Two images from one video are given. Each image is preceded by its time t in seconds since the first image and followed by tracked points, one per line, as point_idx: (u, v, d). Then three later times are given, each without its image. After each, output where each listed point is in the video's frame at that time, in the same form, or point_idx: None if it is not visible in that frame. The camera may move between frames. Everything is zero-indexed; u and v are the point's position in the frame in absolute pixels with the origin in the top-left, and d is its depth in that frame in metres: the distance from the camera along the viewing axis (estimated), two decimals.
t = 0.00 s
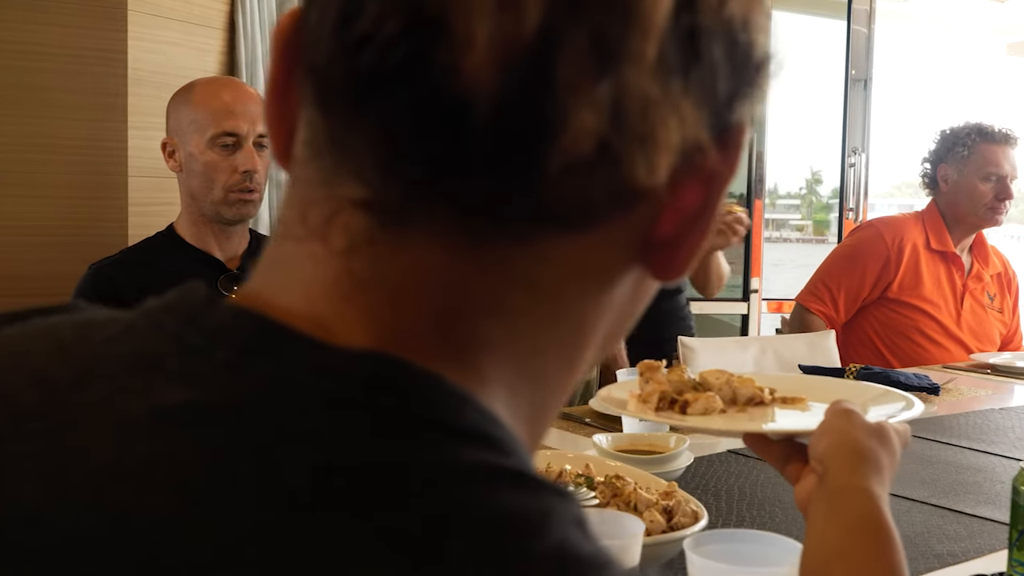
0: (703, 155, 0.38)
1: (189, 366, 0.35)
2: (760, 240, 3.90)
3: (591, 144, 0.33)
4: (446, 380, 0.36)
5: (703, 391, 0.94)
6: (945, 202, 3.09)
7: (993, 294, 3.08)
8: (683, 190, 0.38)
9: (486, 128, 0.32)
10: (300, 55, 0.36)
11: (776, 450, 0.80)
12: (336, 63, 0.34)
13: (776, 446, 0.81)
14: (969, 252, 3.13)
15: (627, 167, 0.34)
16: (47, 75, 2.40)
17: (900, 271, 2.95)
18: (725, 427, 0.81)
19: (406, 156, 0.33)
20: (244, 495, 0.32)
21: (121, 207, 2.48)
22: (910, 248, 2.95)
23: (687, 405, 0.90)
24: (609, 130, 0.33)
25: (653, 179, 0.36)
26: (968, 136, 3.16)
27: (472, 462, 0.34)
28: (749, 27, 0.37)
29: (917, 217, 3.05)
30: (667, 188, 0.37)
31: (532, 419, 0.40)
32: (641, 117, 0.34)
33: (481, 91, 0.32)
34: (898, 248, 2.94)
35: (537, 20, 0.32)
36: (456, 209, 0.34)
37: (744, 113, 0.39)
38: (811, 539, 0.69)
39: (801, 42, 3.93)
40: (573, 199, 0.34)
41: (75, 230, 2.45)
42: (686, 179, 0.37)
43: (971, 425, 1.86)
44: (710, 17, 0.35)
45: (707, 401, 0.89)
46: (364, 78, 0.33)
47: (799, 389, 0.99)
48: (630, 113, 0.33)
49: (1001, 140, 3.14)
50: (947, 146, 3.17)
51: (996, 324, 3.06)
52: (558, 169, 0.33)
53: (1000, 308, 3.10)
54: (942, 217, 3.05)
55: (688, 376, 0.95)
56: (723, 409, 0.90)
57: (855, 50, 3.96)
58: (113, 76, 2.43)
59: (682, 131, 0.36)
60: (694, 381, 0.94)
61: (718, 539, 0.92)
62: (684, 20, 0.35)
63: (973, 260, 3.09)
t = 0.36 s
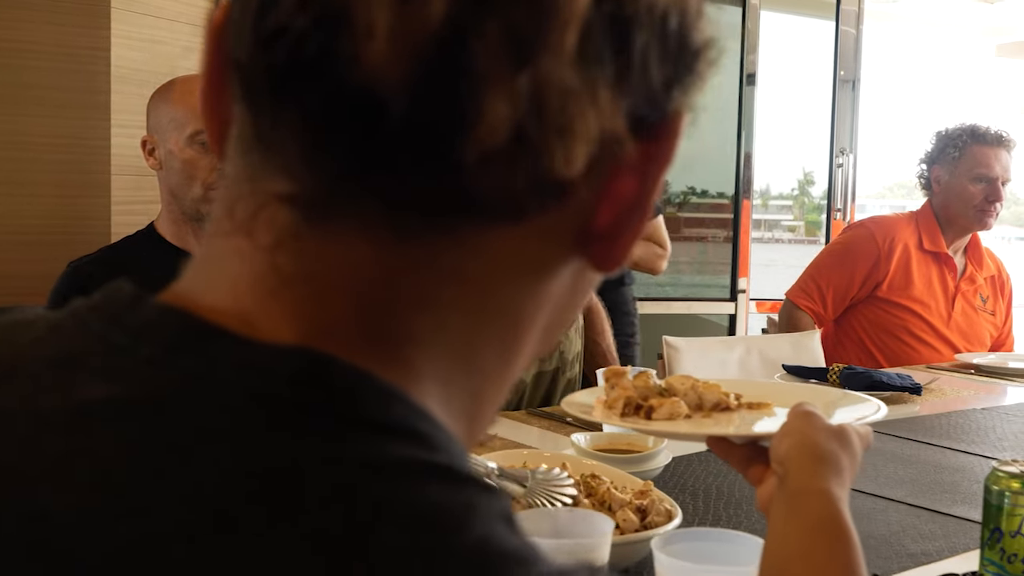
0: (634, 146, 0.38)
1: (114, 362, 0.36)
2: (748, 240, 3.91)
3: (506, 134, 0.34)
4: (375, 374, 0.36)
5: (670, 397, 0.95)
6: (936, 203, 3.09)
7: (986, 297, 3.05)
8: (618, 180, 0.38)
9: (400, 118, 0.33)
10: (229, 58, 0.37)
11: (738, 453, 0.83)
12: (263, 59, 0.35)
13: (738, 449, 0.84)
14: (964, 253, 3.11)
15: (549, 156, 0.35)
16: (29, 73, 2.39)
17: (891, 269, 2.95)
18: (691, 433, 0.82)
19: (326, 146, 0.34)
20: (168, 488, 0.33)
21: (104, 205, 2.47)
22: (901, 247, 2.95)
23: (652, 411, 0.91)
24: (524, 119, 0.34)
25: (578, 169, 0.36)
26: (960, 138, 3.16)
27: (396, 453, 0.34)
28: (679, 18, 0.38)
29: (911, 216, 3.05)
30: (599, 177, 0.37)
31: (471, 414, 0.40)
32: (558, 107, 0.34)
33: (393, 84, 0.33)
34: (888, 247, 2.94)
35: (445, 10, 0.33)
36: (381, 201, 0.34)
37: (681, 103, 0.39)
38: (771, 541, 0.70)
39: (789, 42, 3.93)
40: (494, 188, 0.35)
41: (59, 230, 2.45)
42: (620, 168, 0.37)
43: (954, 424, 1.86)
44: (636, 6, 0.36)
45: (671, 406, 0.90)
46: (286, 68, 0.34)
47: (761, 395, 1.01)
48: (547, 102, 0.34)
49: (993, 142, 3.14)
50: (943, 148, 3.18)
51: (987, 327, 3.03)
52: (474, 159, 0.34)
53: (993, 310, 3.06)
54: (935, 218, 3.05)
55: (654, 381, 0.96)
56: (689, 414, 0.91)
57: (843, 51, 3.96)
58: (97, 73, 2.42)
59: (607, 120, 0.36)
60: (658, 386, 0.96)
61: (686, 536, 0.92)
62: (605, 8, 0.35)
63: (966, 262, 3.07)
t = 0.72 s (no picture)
0: (565, 129, 0.38)
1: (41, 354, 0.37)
2: (731, 237, 3.91)
3: (423, 117, 0.34)
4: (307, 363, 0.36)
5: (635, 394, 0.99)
6: (922, 202, 3.10)
7: (972, 294, 3.07)
8: (554, 167, 0.39)
9: (317, 104, 0.33)
10: (159, 44, 0.37)
11: (700, 452, 0.88)
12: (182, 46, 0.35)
13: (700, 448, 0.88)
14: (950, 252, 3.13)
15: (471, 141, 0.35)
16: (7, 70, 2.37)
17: (877, 268, 2.96)
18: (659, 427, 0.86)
19: (249, 131, 0.34)
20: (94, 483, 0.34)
21: (82, 201, 2.46)
22: (887, 246, 2.95)
23: (618, 410, 0.95)
24: (443, 104, 0.34)
25: (501, 151, 0.36)
26: (947, 137, 3.16)
27: (319, 447, 0.34)
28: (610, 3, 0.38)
29: (896, 215, 3.05)
30: (529, 161, 0.38)
31: (405, 404, 0.41)
32: (478, 91, 0.34)
33: (315, 76, 0.33)
34: (873, 246, 2.94)
35: None
36: (304, 189, 0.34)
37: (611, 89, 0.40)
38: (730, 537, 0.72)
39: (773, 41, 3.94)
40: (418, 174, 0.35)
41: (36, 226, 2.43)
42: (555, 153, 0.38)
43: (930, 422, 1.87)
44: None
45: (637, 405, 0.94)
46: (207, 51, 0.34)
47: (726, 395, 1.05)
48: (468, 83, 0.34)
49: (980, 141, 3.13)
50: (931, 145, 3.19)
51: (972, 325, 3.04)
52: (393, 144, 0.34)
53: (978, 309, 3.08)
54: (921, 217, 3.05)
55: (620, 381, 0.99)
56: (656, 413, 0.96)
57: (827, 49, 3.97)
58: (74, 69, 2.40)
59: (535, 105, 0.36)
60: (625, 386, 0.99)
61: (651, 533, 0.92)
62: None
63: (952, 260, 3.08)
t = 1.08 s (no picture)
0: (487, 115, 0.43)
1: None
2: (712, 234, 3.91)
3: (335, 100, 0.38)
4: (225, 361, 0.40)
5: (595, 393, 1.03)
6: (904, 199, 3.11)
7: (953, 292, 3.07)
8: (477, 155, 0.43)
9: (228, 86, 0.37)
10: (72, 45, 0.41)
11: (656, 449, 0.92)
12: (92, 43, 0.39)
13: (657, 445, 0.92)
14: (932, 250, 3.12)
15: (380, 127, 0.39)
16: None
17: (858, 265, 2.96)
18: (617, 426, 0.89)
19: (162, 120, 0.38)
20: (49, 441, 0.39)
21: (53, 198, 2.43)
22: (868, 242, 2.96)
23: (577, 408, 0.98)
24: (348, 86, 0.38)
25: (413, 138, 0.40)
26: (928, 134, 3.16)
27: (235, 441, 0.39)
28: None
29: (879, 212, 3.06)
30: (446, 150, 0.42)
31: (333, 394, 0.45)
32: (389, 79, 0.38)
33: (223, 62, 0.37)
34: (854, 243, 2.95)
35: None
36: (217, 176, 0.38)
37: (533, 78, 0.44)
38: (687, 529, 0.74)
39: (754, 38, 3.95)
40: (335, 161, 0.39)
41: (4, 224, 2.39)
42: (480, 144, 0.43)
43: (903, 417, 1.87)
44: None
45: (597, 405, 0.98)
46: (116, 46, 0.38)
47: (686, 392, 1.09)
48: (379, 69, 0.38)
49: (962, 138, 3.13)
50: (916, 143, 3.19)
51: (953, 322, 3.04)
52: (304, 132, 0.38)
53: (959, 307, 3.08)
54: (904, 215, 3.06)
55: (580, 380, 1.03)
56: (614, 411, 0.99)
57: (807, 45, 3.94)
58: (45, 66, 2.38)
59: (446, 95, 0.41)
60: (585, 385, 1.03)
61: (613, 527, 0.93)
62: None
63: (934, 257, 3.08)
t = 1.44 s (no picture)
0: (405, 109, 0.44)
1: None
2: (692, 232, 3.92)
3: (230, 96, 0.39)
4: (145, 360, 0.42)
5: (553, 391, 1.06)
6: (888, 199, 3.11)
7: (932, 294, 3.06)
8: (397, 149, 0.45)
9: (115, 83, 0.39)
10: None
11: (611, 446, 0.95)
12: None
13: (612, 443, 0.95)
14: (913, 251, 3.12)
15: (279, 128, 0.40)
16: None
17: (840, 264, 2.97)
18: (575, 425, 0.92)
19: (64, 118, 0.39)
20: None
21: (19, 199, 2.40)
22: (850, 241, 2.97)
23: (534, 407, 1.01)
24: (242, 84, 0.39)
25: (314, 136, 0.42)
26: (914, 134, 3.16)
27: (148, 444, 0.39)
28: None
29: (862, 212, 3.07)
30: (363, 147, 0.44)
31: (258, 389, 0.46)
32: (286, 77, 0.40)
33: (108, 59, 0.38)
34: (836, 242, 2.96)
35: None
36: (123, 174, 0.40)
37: (451, 69, 0.45)
38: (639, 528, 0.78)
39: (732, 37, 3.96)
40: (243, 159, 0.40)
41: None
42: (399, 137, 0.44)
43: (874, 415, 1.88)
44: None
45: (553, 403, 1.01)
46: (13, 50, 0.39)
47: (645, 390, 1.11)
48: (277, 68, 0.39)
49: (947, 140, 3.12)
50: (900, 142, 3.19)
51: (931, 324, 3.04)
52: (195, 130, 0.39)
53: (937, 309, 3.07)
54: (886, 215, 3.07)
55: (537, 378, 1.05)
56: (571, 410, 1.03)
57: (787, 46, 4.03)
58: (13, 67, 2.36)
59: (350, 90, 0.42)
60: (543, 383, 1.05)
61: (576, 525, 0.93)
62: None
63: (915, 259, 3.08)
